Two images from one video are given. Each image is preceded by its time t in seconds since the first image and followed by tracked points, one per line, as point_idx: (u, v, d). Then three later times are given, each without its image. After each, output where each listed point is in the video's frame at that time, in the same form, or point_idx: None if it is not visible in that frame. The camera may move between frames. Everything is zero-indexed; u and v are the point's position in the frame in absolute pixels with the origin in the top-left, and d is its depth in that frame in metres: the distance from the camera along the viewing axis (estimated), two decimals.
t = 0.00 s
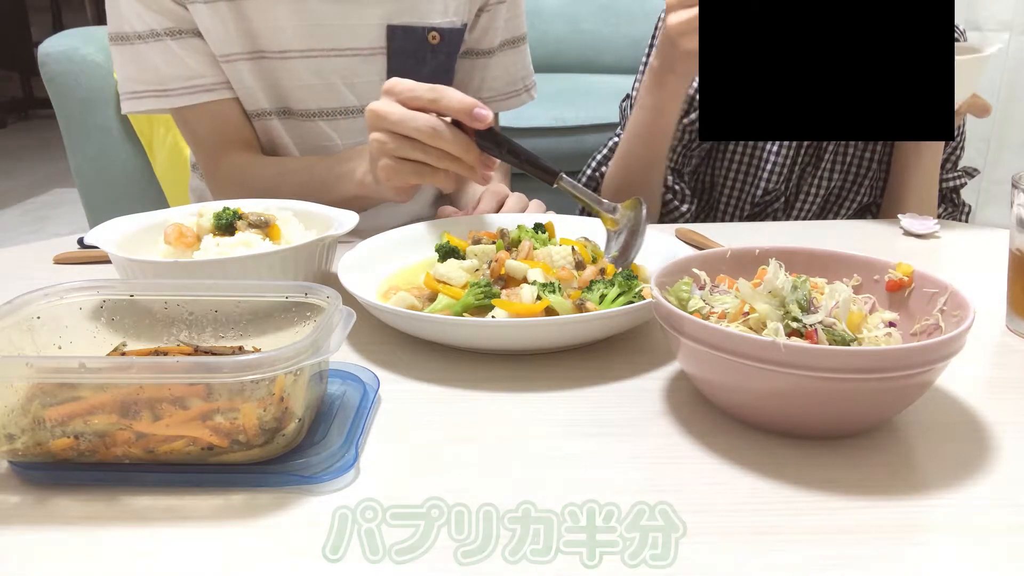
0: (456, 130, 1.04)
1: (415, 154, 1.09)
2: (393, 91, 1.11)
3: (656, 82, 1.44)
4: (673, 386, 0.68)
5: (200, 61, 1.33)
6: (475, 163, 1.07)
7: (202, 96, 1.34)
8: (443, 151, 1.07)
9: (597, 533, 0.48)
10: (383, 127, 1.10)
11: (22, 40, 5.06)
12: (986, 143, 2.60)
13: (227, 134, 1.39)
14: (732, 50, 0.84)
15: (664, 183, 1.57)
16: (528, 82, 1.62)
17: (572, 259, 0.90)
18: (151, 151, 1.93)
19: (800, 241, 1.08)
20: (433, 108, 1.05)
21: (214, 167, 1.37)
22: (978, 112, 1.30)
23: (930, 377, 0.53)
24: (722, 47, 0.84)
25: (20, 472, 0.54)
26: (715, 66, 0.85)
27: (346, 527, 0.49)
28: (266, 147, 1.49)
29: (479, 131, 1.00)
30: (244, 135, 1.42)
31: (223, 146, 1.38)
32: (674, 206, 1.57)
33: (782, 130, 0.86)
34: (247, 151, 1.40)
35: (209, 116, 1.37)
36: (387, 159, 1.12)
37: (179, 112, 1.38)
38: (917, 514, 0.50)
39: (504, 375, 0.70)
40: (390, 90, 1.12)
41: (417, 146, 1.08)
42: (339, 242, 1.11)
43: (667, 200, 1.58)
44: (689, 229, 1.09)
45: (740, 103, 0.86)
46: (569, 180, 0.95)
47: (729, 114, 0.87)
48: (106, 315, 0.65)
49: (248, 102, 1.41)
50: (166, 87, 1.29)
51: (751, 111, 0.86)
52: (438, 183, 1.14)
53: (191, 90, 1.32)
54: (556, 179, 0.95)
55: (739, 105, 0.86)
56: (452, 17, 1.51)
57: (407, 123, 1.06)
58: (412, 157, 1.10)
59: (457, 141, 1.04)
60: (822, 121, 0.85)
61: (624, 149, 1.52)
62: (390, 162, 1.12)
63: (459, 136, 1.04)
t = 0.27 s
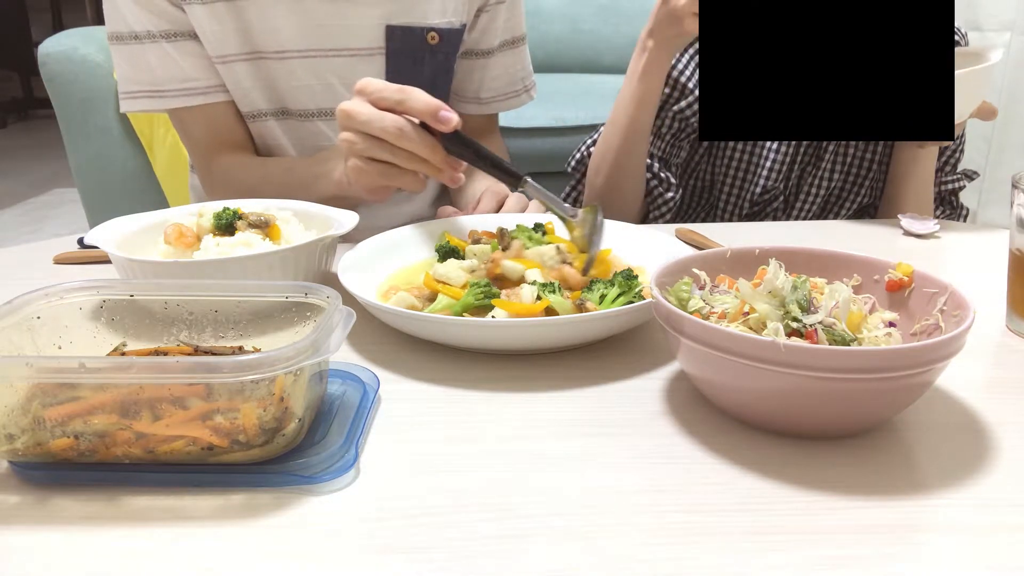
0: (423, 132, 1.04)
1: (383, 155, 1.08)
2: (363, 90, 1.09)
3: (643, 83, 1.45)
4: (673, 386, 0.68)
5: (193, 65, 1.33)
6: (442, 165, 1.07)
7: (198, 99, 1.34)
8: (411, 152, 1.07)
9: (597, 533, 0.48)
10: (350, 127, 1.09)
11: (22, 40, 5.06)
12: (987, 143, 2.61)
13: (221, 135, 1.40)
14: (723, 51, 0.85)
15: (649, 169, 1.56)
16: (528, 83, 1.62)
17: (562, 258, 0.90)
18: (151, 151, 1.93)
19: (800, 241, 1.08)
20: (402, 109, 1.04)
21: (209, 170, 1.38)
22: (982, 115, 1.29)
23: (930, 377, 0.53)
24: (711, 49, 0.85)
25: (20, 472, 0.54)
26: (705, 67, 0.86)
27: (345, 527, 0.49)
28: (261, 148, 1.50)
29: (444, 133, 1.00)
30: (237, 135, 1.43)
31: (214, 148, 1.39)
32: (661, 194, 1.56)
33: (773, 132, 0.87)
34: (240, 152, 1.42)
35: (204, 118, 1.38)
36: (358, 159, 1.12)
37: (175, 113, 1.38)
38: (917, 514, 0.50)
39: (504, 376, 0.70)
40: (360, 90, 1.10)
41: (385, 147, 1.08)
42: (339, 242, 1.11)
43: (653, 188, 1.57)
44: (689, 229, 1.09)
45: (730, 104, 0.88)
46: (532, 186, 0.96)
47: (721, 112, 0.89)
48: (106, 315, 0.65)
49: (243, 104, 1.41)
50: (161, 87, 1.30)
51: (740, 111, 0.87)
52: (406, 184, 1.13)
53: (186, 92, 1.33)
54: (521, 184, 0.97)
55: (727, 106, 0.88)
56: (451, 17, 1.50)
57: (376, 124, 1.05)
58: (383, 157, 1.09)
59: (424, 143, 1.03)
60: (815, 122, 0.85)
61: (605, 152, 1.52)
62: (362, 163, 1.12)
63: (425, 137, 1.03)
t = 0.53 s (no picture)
0: (435, 118, 1.03)
1: (398, 143, 1.08)
2: (371, 80, 1.09)
3: (648, 81, 1.46)
4: (673, 386, 0.68)
5: (196, 60, 1.32)
6: (456, 150, 1.06)
7: (198, 95, 1.34)
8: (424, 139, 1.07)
9: (598, 533, 0.48)
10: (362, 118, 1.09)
11: (22, 41, 5.05)
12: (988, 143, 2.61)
13: (225, 132, 1.39)
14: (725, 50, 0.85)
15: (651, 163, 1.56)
16: (525, 84, 1.62)
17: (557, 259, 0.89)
18: (151, 151, 1.93)
19: (800, 241, 1.08)
20: (411, 95, 1.03)
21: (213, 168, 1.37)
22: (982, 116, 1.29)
23: (930, 376, 0.53)
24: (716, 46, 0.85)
25: (20, 472, 0.54)
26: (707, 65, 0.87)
27: (345, 527, 0.49)
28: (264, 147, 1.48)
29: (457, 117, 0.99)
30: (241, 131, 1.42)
31: (218, 144, 1.38)
32: (662, 189, 1.56)
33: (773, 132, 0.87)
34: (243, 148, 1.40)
35: (206, 115, 1.37)
36: (371, 149, 1.11)
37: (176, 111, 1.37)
38: (917, 514, 0.50)
39: (504, 376, 0.70)
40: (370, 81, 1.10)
41: (398, 135, 1.07)
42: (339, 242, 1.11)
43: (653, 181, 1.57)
44: (689, 229, 1.09)
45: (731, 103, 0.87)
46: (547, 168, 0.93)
47: (721, 111, 0.88)
48: (106, 315, 0.65)
49: (245, 99, 1.41)
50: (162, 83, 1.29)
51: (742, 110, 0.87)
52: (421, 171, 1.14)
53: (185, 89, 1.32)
54: (534, 167, 0.94)
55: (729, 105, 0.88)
56: (448, 18, 1.49)
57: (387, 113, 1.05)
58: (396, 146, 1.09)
59: (437, 129, 1.03)
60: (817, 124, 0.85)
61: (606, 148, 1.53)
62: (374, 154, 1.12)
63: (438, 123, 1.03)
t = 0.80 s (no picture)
0: (468, 116, 1.04)
1: (430, 143, 1.09)
2: (401, 81, 1.11)
3: (652, 83, 1.45)
4: (673, 386, 0.68)
5: (206, 59, 1.32)
6: (490, 148, 1.06)
7: (210, 93, 1.32)
8: (457, 138, 1.07)
9: (599, 533, 0.48)
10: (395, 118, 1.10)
11: (23, 41, 5.05)
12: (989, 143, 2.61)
13: (236, 131, 1.38)
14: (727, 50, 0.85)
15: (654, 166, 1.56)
16: (525, 84, 1.62)
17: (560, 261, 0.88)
18: (152, 151, 1.93)
19: (800, 241, 1.08)
20: (443, 95, 1.04)
21: (221, 168, 1.36)
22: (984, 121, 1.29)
23: (930, 376, 0.53)
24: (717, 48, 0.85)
25: (20, 472, 0.54)
26: (708, 65, 0.87)
27: (346, 527, 0.49)
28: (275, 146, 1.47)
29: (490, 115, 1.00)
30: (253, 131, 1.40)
31: (230, 145, 1.37)
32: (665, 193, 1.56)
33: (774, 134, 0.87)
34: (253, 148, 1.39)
35: (217, 113, 1.36)
36: (405, 150, 1.13)
37: (185, 108, 1.35)
38: (917, 514, 0.50)
39: (503, 376, 0.70)
40: (400, 82, 1.11)
41: (431, 135, 1.08)
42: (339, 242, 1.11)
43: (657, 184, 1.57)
44: (689, 229, 1.09)
45: (732, 104, 0.88)
46: (587, 160, 0.94)
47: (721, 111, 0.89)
48: (106, 316, 0.65)
49: (254, 98, 1.39)
50: (170, 84, 1.28)
51: (743, 111, 0.87)
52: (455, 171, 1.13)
53: (196, 88, 1.31)
54: (573, 160, 0.94)
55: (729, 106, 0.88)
56: (450, 18, 1.50)
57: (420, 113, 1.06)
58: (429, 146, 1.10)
59: (471, 128, 1.03)
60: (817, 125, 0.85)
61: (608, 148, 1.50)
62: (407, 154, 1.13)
63: (471, 122, 1.03)
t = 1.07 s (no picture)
0: (477, 126, 1.04)
1: (439, 151, 1.10)
2: (409, 90, 1.12)
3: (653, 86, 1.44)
4: (673, 386, 0.68)
5: (206, 59, 1.31)
6: (498, 157, 1.07)
7: (211, 94, 1.32)
8: (465, 147, 1.08)
9: (599, 533, 0.48)
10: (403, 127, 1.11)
11: (22, 40, 5.05)
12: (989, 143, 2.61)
13: (240, 132, 1.38)
14: (726, 53, 0.85)
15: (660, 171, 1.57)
16: (525, 84, 1.62)
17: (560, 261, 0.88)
18: (152, 151, 1.93)
19: (800, 241, 1.08)
20: (452, 104, 1.05)
21: (225, 168, 1.36)
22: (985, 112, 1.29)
23: (930, 377, 0.53)
24: (716, 50, 0.85)
25: (20, 472, 0.54)
26: (709, 69, 0.86)
27: (346, 527, 0.49)
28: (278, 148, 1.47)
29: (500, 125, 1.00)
30: (257, 132, 1.40)
31: (230, 146, 1.36)
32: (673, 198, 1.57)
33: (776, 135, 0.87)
34: (256, 149, 1.39)
35: (220, 114, 1.36)
36: (411, 159, 1.12)
37: (189, 109, 1.35)
38: (917, 514, 0.50)
39: (503, 375, 0.70)
40: (406, 90, 1.12)
41: (439, 144, 1.09)
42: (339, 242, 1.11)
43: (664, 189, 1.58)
44: (689, 229, 1.09)
45: (732, 106, 0.87)
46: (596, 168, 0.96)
47: (723, 114, 0.88)
48: (106, 315, 0.65)
49: (257, 99, 1.39)
50: (173, 85, 1.28)
51: (743, 113, 0.87)
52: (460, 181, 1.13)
53: (199, 89, 1.31)
54: (583, 168, 0.96)
55: (729, 109, 0.88)
56: (452, 19, 1.50)
57: (429, 122, 1.06)
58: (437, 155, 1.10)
59: (480, 136, 1.04)
60: (819, 126, 0.85)
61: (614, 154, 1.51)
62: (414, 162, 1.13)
63: (481, 132, 1.04)
